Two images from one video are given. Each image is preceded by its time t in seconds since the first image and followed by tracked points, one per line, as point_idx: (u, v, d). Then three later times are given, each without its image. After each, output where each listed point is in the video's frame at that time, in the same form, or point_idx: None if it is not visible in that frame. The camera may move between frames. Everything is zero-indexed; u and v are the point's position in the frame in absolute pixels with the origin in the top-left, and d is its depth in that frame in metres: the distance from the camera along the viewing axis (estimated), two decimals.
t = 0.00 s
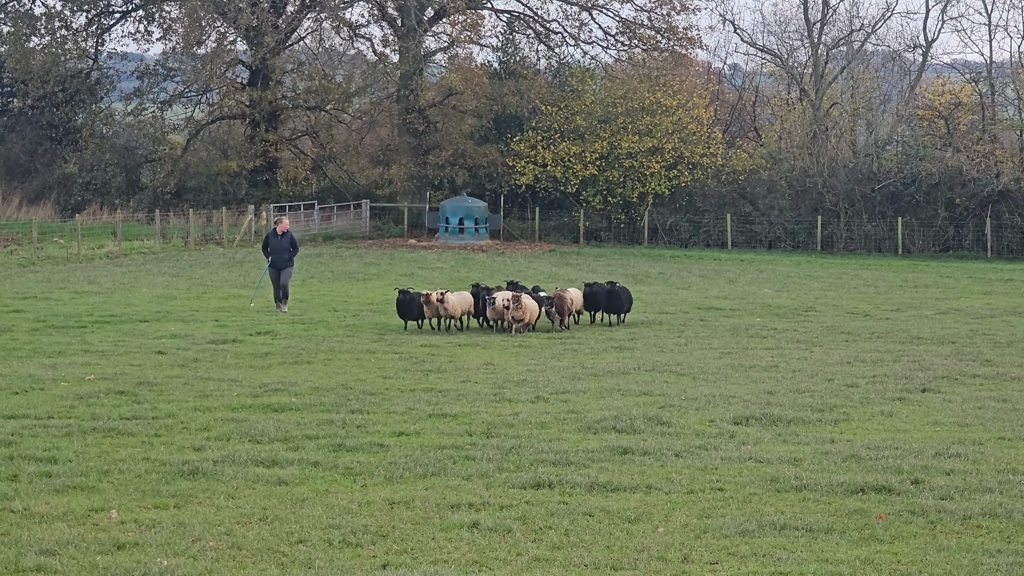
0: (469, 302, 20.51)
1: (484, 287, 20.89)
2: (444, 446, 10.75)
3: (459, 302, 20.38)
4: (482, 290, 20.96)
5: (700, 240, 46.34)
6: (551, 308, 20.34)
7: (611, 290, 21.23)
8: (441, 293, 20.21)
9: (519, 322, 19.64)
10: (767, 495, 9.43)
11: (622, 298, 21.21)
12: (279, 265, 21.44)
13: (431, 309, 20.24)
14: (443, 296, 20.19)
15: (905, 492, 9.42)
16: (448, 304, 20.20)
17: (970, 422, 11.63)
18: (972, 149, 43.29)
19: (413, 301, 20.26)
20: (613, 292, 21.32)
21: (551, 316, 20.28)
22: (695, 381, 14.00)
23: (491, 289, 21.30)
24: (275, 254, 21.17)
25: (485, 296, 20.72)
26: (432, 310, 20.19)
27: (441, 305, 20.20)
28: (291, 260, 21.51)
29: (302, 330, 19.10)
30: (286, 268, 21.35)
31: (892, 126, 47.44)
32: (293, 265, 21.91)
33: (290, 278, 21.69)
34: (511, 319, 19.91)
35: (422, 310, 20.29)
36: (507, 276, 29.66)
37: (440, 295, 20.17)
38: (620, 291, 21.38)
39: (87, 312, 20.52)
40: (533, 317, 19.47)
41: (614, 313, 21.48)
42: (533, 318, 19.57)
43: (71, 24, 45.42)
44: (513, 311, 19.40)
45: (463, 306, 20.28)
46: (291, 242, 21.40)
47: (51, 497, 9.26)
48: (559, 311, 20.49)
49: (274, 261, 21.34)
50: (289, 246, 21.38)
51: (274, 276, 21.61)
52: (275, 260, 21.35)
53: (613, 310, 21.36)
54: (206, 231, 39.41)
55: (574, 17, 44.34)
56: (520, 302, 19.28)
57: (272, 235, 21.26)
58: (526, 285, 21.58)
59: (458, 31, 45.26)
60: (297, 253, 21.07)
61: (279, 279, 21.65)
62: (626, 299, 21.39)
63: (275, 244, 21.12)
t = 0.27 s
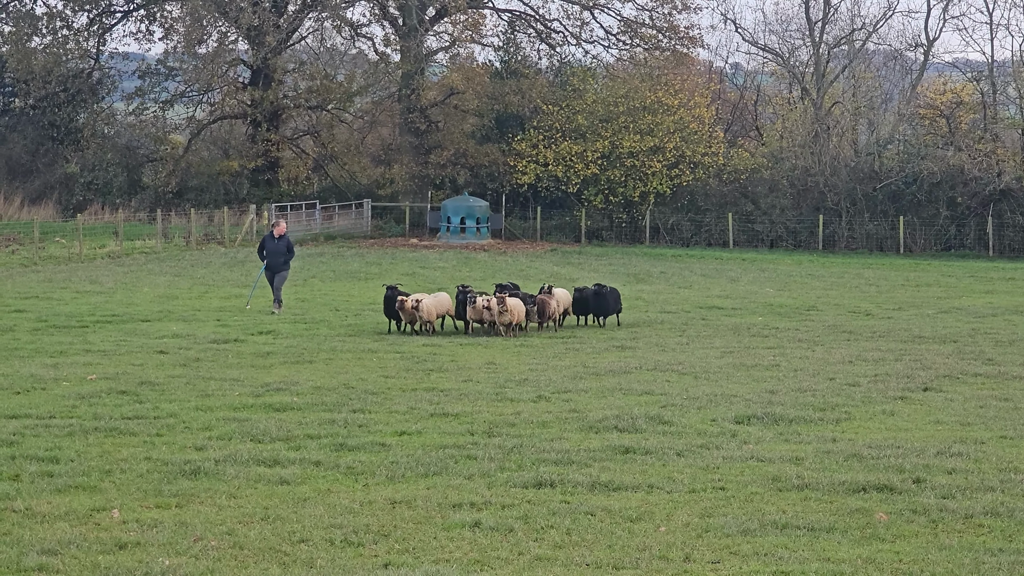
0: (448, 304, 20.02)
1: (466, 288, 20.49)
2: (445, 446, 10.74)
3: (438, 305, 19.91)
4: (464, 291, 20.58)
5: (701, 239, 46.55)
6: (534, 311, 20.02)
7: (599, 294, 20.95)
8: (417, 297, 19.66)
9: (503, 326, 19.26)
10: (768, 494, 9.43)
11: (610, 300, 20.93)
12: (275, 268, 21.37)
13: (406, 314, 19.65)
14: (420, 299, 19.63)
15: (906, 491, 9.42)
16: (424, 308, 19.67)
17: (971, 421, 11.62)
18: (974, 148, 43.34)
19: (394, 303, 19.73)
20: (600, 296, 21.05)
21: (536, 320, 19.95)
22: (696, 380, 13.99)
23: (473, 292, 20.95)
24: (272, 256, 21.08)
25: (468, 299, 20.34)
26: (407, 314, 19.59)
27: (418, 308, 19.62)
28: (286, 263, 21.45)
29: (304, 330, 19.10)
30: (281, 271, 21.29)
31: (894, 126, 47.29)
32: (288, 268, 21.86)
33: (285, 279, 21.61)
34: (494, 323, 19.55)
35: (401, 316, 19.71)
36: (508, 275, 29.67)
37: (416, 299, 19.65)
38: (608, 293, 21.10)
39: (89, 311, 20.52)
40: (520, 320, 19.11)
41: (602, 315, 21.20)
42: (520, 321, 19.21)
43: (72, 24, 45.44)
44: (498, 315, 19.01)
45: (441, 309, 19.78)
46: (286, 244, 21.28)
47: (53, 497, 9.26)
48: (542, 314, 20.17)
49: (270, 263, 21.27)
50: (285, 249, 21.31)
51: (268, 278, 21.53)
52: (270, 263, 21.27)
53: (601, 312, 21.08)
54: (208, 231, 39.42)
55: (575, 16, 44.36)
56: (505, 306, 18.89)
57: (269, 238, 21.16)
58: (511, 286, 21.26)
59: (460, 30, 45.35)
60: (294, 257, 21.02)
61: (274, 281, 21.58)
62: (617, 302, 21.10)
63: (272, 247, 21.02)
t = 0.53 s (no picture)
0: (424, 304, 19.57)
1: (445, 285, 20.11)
2: (448, 444, 10.75)
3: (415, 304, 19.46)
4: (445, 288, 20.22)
5: (704, 237, 46.22)
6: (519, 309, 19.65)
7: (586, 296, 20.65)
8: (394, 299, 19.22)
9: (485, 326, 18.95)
10: (771, 492, 9.43)
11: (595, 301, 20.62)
12: (271, 264, 21.30)
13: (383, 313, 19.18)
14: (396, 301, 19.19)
15: (909, 489, 9.42)
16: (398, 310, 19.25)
17: (974, 419, 11.62)
18: (977, 146, 43.62)
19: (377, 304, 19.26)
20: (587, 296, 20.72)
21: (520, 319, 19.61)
22: (699, 379, 13.99)
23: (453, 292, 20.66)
24: (268, 252, 21.03)
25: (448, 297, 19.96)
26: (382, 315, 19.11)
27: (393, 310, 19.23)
28: (283, 260, 21.39)
29: (307, 328, 19.10)
30: (278, 267, 21.23)
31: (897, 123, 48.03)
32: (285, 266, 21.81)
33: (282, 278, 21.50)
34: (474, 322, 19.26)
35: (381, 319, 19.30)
36: (511, 273, 29.67)
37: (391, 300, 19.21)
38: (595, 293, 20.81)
39: (91, 310, 20.52)
40: (504, 320, 18.92)
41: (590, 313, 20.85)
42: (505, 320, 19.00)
43: (75, 22, 45.50)
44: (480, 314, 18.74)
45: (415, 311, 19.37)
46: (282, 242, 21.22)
47: (56, 495, 9.27)
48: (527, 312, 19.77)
49: (265, 260, 21.21)
50: (282, 246, 21.27)
51: (265, 274, 21.44)
52: (267, 259, 21.21)
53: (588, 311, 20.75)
54: (211, 229, 39.38)
55: (577, 15, 44.41)
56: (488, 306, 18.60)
57: (265, 234, 21.13)
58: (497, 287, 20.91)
59: (462, 28, 45.45)
60: (290, 252, 20.98)
61: (271, 279, 21.51)
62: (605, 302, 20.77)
63: (268, 243, 20.98)
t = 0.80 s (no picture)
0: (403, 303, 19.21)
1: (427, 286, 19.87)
2: (452, 441, 10.75)
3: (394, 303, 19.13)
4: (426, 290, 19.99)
5: (709, 233, 46.29)
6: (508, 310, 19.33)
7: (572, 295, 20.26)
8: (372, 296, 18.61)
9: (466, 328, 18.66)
10: (775, 488, 9.43)
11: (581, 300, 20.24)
12: (268, 264, 21.44)
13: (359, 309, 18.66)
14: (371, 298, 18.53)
15: (913, 486, 9.42)
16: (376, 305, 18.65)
17: (979, 416, 11.63)
18: (981, 143, 43.46)
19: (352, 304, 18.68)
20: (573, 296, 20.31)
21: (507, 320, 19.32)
22: (704, 375, 14.00)
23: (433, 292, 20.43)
24: (264, 252, 21.18)
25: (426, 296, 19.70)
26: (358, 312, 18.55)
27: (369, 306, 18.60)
28: (279, 260, 21.54)
29: (311, 325, 19.11)
30: (275, 267, 21.37)
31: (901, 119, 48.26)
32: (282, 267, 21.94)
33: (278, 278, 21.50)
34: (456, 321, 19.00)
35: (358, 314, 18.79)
36: (516, 270, 29.70)
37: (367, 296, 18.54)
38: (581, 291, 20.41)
39: (96, 307, 20.53)
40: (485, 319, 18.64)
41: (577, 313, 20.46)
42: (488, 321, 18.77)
43: (79, 19, 45.43)
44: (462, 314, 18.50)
45: (398, 309, 18.83)
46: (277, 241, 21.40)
47: (60, 492, 9.27)
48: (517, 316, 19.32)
49: (262, 261, 21.36)
50: (278, 246, 21.45)
51: (262, 276, 21.54)
52: (263, 260, 21.34)
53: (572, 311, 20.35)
54: (216, 226, 39.35)
55: (582, 11, 44.33)
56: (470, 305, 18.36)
57: (261, 235, 21.34)
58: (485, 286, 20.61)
59: (466, 25, 45.23)
60: (287, 250, 21.16)
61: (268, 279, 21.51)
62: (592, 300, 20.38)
63: (264, 243, 21.17)
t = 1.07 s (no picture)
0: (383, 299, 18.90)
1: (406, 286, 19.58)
2: (460, 437, 10.74)
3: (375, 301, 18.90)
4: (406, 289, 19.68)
5: (716, 230, 46.73)
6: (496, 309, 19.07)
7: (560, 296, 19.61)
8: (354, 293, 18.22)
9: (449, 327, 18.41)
10: (783, 484, 9.43)
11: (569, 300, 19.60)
12: (264, 259, 21.04)
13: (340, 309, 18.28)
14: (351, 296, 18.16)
15: (921, 482, 9.42)
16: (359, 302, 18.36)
17: (986, 412, 11.62)
18: (989, 139, 43.00)
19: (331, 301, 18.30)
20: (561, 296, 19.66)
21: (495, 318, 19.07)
22: (712, 371, 13.99)
23: (413, 291, 20.12)
24: (260, 247, 20.77)
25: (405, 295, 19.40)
26: (340, 311, 18.21)
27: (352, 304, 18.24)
28: (275, 254, 21.14)
29: (318, 321, 19.11)
30: (271, 261, 20.96)
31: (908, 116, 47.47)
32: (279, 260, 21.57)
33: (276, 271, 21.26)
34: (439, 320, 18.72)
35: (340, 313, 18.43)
36: (524, 266, 29.69)
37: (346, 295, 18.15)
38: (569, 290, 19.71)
39: (104, 303, 20.52)
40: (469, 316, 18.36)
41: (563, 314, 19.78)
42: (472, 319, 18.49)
43: (87, 16, 45.37)
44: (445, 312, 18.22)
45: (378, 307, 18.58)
46: (274, 235, 20.96)
47: (68, 488, 9.28)
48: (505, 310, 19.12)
49: (259, 255, 20.93)
50: (274, 240, 21.01)
51: (258, 270, 21.19)
52: (259, 254, 20.94)
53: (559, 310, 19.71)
54: (223, 222, 39.44)
55: (590, 7, 44.30)
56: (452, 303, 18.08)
57: (256, 229, 20.89)
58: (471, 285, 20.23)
59: (474, 21, 45.46)
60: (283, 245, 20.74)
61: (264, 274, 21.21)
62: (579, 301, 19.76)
63: (259, 237, 20.75)
